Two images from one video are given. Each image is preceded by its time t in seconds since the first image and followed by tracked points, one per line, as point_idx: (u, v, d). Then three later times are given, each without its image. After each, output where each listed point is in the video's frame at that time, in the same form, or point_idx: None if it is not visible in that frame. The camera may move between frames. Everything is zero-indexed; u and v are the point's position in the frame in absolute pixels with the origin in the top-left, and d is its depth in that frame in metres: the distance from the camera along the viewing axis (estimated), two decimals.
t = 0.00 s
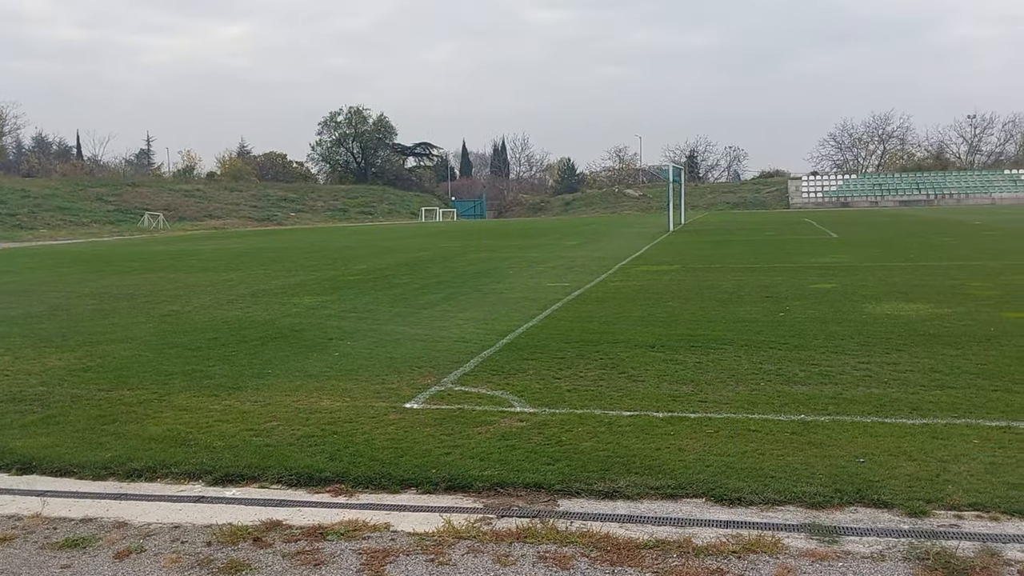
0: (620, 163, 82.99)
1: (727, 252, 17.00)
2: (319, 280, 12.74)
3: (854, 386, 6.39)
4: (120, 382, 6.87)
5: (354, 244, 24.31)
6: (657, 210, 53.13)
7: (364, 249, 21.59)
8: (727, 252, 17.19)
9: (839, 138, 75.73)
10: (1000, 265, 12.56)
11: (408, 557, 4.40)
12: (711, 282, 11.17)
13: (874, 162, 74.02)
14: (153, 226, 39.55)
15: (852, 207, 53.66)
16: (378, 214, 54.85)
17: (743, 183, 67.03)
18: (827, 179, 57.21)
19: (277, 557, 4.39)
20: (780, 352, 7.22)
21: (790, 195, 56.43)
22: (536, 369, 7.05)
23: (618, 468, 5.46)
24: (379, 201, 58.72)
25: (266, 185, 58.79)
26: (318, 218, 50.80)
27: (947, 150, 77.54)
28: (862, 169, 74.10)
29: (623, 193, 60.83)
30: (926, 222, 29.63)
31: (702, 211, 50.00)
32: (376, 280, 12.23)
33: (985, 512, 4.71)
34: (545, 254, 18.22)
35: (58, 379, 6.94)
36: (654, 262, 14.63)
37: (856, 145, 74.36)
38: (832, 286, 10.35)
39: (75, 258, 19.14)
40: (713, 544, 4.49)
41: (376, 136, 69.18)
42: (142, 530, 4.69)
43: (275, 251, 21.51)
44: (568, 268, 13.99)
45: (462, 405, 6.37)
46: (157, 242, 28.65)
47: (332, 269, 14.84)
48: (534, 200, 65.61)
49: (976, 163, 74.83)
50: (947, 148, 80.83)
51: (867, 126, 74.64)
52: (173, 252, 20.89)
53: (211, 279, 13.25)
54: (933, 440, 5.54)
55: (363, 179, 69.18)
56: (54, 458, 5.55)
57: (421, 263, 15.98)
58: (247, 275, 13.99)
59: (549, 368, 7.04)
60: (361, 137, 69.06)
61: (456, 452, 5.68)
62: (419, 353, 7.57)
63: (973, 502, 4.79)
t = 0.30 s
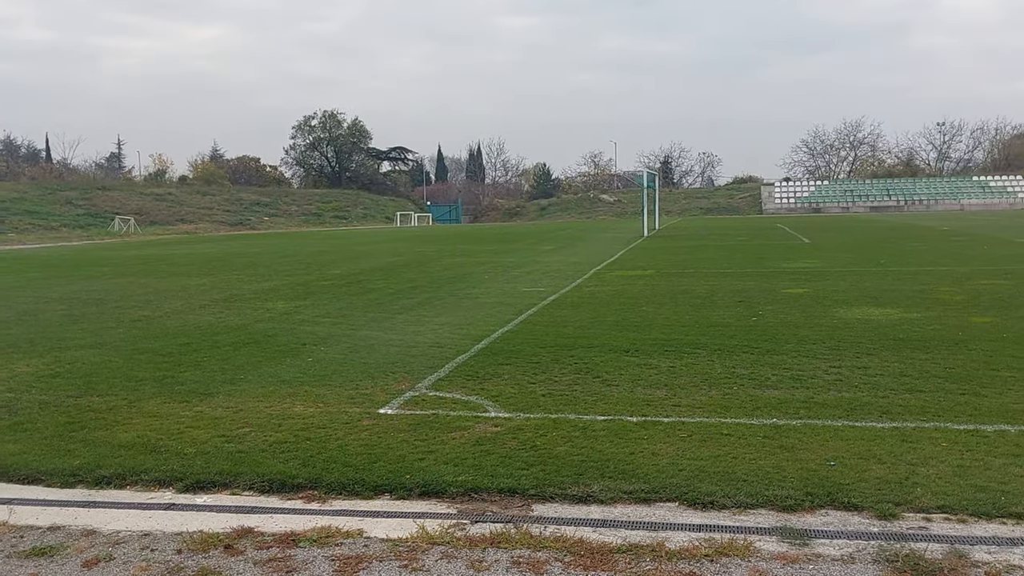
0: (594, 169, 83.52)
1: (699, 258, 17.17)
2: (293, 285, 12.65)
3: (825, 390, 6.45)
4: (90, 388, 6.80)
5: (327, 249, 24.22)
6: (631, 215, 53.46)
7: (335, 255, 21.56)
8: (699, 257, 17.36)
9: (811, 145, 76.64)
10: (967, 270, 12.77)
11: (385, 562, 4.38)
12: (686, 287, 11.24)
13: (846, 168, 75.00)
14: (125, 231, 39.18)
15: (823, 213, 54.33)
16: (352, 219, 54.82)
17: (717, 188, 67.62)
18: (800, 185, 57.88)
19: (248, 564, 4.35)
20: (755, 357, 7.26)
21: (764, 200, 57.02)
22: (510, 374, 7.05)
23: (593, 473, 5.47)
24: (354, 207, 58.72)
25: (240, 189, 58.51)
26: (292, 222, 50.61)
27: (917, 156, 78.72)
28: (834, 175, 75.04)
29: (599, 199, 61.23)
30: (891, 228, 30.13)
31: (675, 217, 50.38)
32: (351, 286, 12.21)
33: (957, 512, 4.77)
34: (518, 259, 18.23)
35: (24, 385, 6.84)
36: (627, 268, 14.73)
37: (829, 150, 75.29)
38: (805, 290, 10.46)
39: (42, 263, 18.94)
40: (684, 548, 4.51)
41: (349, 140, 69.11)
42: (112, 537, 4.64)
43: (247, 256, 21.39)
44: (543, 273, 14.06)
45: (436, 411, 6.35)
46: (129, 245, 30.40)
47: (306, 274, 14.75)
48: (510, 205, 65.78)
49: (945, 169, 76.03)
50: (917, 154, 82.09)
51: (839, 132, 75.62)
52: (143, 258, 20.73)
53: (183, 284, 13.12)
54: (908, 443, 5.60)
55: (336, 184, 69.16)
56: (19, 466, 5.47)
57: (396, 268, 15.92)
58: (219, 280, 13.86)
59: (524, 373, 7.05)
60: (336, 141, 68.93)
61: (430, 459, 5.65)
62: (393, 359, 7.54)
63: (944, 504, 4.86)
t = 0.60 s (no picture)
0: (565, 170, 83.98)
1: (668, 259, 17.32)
2: (262, 287, 12.57)
3: (793, 389, 6.51)
4: (54, 391, 6.69)
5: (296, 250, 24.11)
6: (602, 216, 53.78)
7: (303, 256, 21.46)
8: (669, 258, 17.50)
9: (780, 146, 77.45)
10: (931, 270, 13.00)
11: (353, 565, 4.36)
12: (656, 287, 11.31)
13: (815, 169, 75.94)
14: (92, 232, 38.83)
15: (790, 214, 55.00)
16: (322, 220, 54.76)
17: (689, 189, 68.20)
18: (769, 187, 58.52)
19: (216, 568, 4.30)
20: (725, 358, 7.31)
21: (734, 202, 57.59)
22: (480, 376, 7.05)
23: (563, 473, 5.48)
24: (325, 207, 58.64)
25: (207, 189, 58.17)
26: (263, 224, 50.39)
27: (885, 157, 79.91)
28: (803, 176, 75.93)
29: (571, 200, 61.56)
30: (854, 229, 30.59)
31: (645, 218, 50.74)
32: (321, 288, 12.15)
33: (922, 510, 4.83)
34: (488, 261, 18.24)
35: None
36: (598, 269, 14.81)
37: (799, 152, 76.27)
38: (773, 291, 10.56)
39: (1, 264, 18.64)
40: (653, 547, 4.53)
41: (320, 140, 68.88)
42: (76, 543, 4.57)
43: (213, 258, 21.21)
44: (515, 274, 14.09)
45: (406, 413, 6.33)
46: (95, 244, 31.12)
47: (276, 276, 14.64)
48: (482, 206, 65.95)
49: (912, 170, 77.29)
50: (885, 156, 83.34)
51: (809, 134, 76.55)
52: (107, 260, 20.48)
53: (150, 286, 12.97)
54: (873, 442, 5.66)
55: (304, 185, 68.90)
56: None
57: (366, 270, 15.86)
58: (187, 282, 13.72)
59: (494, 374, 7.05)
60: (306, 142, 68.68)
61: (400, 462, 5.64)
62: (363, 361, 7.51)
63: (909, 502, 4.92)
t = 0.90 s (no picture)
0: (535, 172, 84.60)
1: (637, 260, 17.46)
2: (230, 289, 12.48)
3: (760, 389, 6.57)
4: (16, 397, 6.59)
5: (264, 253, 24.02)
6: (572, 217, 54.21)
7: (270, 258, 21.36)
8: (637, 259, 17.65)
9: (750, 147, 78.24)
10: (896, 270, 13.20)
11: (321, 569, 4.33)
12: (626, 289, 11.36)
13: (785, 171, 76.82)
14: (54, 234, 38.59)
15: (758, 215, 55.64)
16: (290, 221, 54.93)
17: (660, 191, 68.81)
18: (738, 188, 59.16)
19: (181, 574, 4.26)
20: (693, 358, 7.36)
21: (703, 203, 58.21)
22: (449, 377, 7.04)
23: (533, 475, 5.49)
24: (292, 208, 58.43)
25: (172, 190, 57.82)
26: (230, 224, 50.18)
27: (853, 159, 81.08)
28: (772, 177, 76.80)
29: (541, 201, 61.80)
30: (820, 231, 31.03)
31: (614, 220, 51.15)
32: (291, 290, 12.09)
33: (887, 508, 4.88)
34: (459, 262, 18.25)
35: None
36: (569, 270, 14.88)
37: (769, 153, 77.16)
38: (741, 292, 10.66)
39: None
40: (622, 548, 4.54)
41: (288, 141, 68.81)
42: (37, 550, 4.50)
43: (180, 259, 21.02)
44: (486, 275, 14.12)
45: (375, 415, 6.31)
46: (58, 246, 30.77)
47: (245, 278, 14.55)
48: (456, 206, 66.09)
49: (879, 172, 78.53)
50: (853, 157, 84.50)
51: (777, 136, 77.46)
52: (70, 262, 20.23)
53: (116, 289, 12.81)
54: (842, 441, 5.71)
55: (273, 185, 68.98)
56: None
57: (335, 272, 15.80)
58: (154, 285, 13.59)
59: (464, 376, 7.05)
60: (275, 142, 68.61)
61: (368, 464, 5.62)
62: (332, 364, 7.47)
63: (874, 500, 4.97)
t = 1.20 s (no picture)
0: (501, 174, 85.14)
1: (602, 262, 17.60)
2: (193, 291, 12.34)
3: (723, 390, 6.63)
4: None
5: (227, 254, 23.83)
6: (538, 220, 54.57)
7: (232, 259, 21.19)
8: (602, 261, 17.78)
9: (714, 151, 79.16)
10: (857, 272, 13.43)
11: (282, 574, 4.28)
12: (592, 290, 11.42)
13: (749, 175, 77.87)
14: (12, 234, 37.97)
15: (723, 217, 56.36)
16: (254, 221, 54.91)
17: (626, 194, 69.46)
18: (702, 191, 59.83)
19: None
20: (657, 359, 7.41)
21: (669, 205, 58.86)
22: (414, 379, 7.02)
23: (497, 476, 5.48)
24: (256, 210, 58.25)
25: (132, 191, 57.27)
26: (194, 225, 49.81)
27: (815, 163, 82.49)
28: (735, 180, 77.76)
29: (508, 203, 62.09)
30: (782, 234, 31.55)
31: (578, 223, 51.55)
32: (255, 292, 11.99)
33: (847, 507, 4.93)
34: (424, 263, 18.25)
35: None
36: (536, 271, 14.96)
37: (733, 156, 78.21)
38: (705, 293, 10.77)
39: None
40: (586, 549, 4.55)
41: (252, 142, 68.54)
42: None
43: (141, 261, 20.73)
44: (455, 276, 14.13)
45: (339, 418, 6.28)
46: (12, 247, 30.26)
47: (209, 280, 14.40)
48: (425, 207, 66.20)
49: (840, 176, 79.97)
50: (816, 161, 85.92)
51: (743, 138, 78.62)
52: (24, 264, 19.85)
53: (76, 291, 12.61)
54: (800, 441, 5.77)
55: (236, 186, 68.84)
56: None
57: (301, 274, 15.71)
58: (116, 287, 13.39)
59: (429, 378, 7.04)
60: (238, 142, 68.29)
61: (331, 468, 5.59)
62: (296, 366, 7.42)
63: (834, 499, 5.02)
